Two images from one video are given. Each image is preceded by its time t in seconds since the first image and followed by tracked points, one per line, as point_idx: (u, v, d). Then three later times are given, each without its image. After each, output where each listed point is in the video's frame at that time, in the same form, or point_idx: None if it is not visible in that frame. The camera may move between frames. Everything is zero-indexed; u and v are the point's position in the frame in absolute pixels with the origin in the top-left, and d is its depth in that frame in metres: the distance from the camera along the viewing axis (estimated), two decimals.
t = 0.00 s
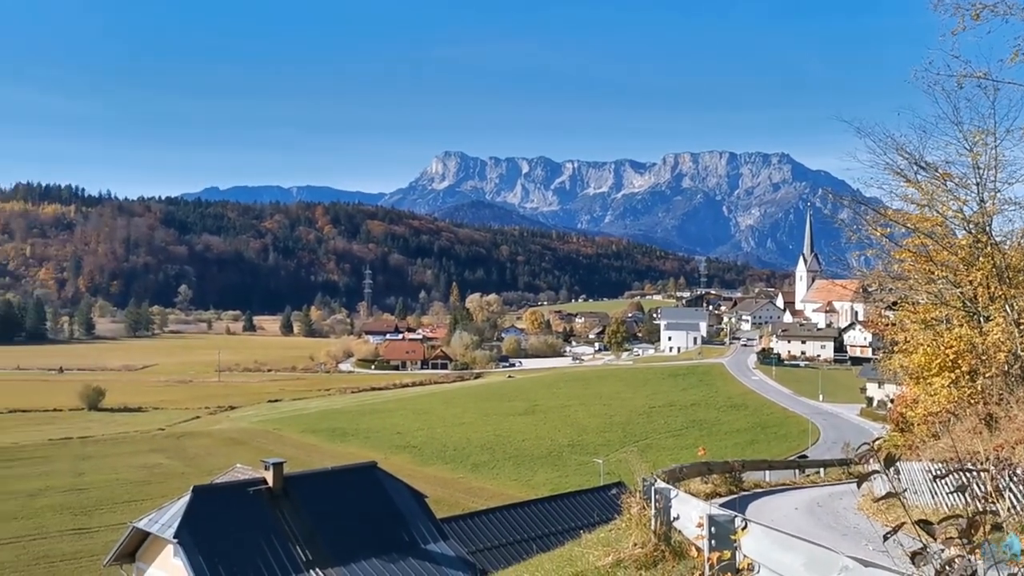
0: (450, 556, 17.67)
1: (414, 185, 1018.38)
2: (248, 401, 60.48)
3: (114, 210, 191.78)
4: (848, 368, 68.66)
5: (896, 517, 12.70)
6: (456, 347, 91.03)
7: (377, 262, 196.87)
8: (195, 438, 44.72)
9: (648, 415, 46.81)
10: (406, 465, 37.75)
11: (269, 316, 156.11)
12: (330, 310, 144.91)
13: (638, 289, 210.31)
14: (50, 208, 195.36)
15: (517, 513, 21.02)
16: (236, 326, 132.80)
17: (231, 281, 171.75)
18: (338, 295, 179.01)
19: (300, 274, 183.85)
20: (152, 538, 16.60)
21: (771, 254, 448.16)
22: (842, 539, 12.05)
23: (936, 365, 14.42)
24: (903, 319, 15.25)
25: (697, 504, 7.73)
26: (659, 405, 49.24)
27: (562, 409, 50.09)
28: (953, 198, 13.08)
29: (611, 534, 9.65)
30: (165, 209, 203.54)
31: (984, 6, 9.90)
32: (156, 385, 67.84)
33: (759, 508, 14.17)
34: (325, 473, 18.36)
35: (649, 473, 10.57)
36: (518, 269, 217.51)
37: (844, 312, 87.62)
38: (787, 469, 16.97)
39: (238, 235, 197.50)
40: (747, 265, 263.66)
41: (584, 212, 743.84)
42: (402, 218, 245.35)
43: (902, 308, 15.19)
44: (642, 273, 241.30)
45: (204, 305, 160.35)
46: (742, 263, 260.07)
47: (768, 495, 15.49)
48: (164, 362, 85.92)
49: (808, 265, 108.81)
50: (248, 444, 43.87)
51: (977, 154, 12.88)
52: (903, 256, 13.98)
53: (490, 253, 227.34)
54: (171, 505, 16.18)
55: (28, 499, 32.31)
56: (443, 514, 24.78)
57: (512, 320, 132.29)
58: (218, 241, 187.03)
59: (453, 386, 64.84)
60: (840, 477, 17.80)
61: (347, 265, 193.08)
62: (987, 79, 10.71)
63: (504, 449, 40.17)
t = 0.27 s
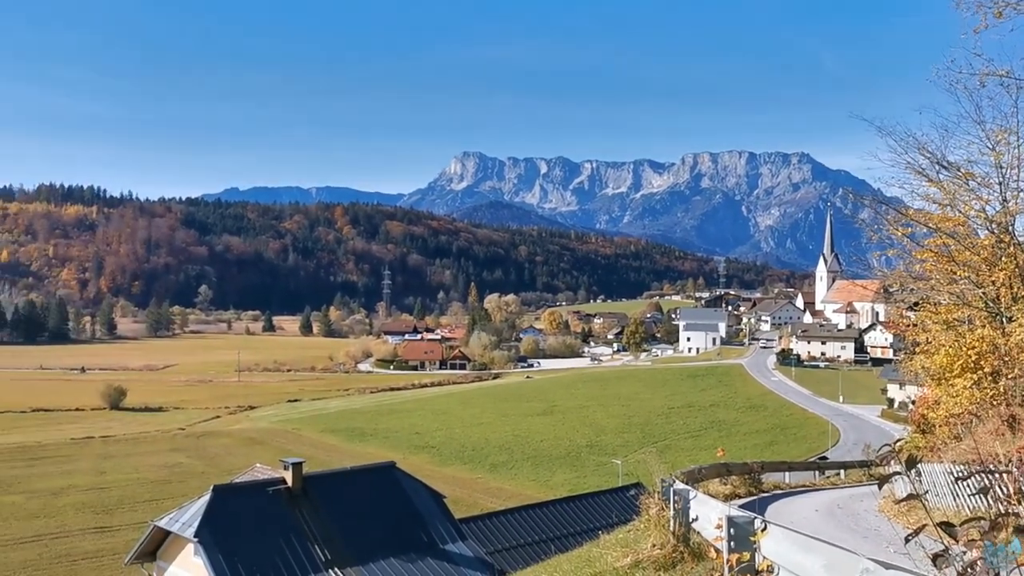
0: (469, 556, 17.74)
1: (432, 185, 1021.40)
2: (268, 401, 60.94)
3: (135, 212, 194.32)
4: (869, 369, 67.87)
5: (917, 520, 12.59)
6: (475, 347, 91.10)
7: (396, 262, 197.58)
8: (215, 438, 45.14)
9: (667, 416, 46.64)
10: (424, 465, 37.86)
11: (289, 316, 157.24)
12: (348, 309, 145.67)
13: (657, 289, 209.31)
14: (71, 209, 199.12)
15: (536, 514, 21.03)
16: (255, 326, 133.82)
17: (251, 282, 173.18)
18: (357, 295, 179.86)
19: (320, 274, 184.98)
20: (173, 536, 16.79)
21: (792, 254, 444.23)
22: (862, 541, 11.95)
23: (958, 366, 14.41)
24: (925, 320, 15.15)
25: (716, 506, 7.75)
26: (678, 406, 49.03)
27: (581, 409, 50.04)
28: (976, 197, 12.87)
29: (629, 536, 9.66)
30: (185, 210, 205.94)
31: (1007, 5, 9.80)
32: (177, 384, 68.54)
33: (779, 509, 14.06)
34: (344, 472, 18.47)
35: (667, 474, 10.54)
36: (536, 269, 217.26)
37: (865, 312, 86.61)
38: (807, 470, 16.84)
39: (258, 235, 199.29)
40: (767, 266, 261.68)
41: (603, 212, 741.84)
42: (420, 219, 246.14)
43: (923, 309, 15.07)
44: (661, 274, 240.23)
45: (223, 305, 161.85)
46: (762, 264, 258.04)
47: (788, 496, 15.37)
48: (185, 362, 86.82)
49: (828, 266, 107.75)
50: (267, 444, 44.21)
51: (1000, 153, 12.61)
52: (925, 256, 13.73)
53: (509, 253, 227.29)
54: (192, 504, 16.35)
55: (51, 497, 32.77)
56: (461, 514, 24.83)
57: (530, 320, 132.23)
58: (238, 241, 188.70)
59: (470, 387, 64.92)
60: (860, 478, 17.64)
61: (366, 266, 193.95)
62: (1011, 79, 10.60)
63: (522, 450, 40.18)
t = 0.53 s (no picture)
0: (486, 555, 17.78)
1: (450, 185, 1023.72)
2: (286, 400, 61.40)
3: (155, 212, 196.83)
4: (889, 369, 67.17)
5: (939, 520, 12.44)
6: (492, 346, 91.19)
7: (414, 262, 198.27)
8: (234, 437, 45.53)
9: (684, 416, 46.46)
10: (442, 464, 37.96)
11: (307, 316, 158.32)
12: (366, 309, 146.49)
13: (675, 289, 208.50)
14: (93, 209, 202.41)
15: (554, 513, 21.03)
16: (274, 325, 134.90)
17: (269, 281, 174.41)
18: (375, 295, 180.73)
19: (338, 274, 185.94)
20: (192, 534, 16.98)
21: (812, 254, 440.75)
22: (883, 543, 11.83)
23: (980, 366, 14.32)
24: (945, 320, 14.75)
25: (735, 506, 7.69)
26: (695, 406, 48.82)
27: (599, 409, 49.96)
28: (998, 196, 12.83)
29: (647, 535, 9.64)
30: (204, 210, 208.27)
31: None
32: (196, 383, 69.20)
33: (798, 510, 13.94)
34: (362, 471, 18.56)
35: (685, 474, 10.51)
36: (554, 269, 217.07)
37: (885, 312, 85.76)
38: (826, 470, 16.71)
39: (276, 235, 201.11)
40: (786, 265, 259.74)
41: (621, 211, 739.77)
42: (438, 218, 246.96)
43: (944, 309, 14.59)
44: (679, 273, 239.32)
45: (242, 304, 163.38)
46: (781, 263, 256.25)
47: (807, 496, 15.25)
48: (204, 361, 87.68)
49: (847, 265, 106.85)
50: (286, 442, 44.54)
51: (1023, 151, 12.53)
52: (947, 255, 13.43)
53: (526, 253, 227.36)
54: (211, 502, 16.53)
55: (73, 494, 33.22)
56: (479, 513, 24.89)
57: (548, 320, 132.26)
58: (257, 241, 190.35)
59: (488, 386, 65.00)
60: (880, 479, 17.47)
61: (384, 265, 194.85)
62: None
63: (539, 449, 40.19)
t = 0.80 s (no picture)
0: (504, 555, 17.85)
1: (467, 184, 1025.12)
2: (304, 399, 61.84)
3: (175, 212, 199.17)
4: (910, 369, 66.45)
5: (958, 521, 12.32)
6: (509, 346, 91.26)
7: (431, 261, 198.80)
8: (252, 435, 45.90)
9: (702, 415, 46.26)
10: (459, 463, 38.07)
11: (325, 315, 159.16)
12: (384, 308, 147.13)
13: (692, 288, 207.53)
14: (113, 209, 205.12)
15: (571, 512, 21.03)
16: (292, 324, 135.87)
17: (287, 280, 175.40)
18: (392, 294, 181.41)
19: (356, 273, 186.69)
20: (211, 532, 17.16)
21: (831, 253, 437.07)
22: (901, 543, 11.75)
23: (1000, 365, 14.10)
24: (966, 319, 14.58)
25: (752, 506, 7.72)
26: (713, 405, 48.58)
27: (615, 408, 49.87)
28: (1020, 194, 12.65)
29: (665, 535, 9.64)
30: (224, 210, 210.44)
31: None
32: (215, 382, 69.82)
33: (816, 510, 13.86)
34: (379, 469, 18.68)
35: (702, 474, 10.52)
36: (571, 268, 216.68)
37: (905, 311, 84.90)
38: (845, 471, 16.58)
39: (294, 234, 202.71)
40: (805, 265, 257.66)
41: (638, 210, 737.19)
42: (455, 217, 247.61)
43: (964, 308, 14.45)
44: (697, 272, 238.22)
45: (260, 302, 164.68)
46: (799, 262, 254.21)
47: (825, 496, 15.16)
48: (223, 359, 88.45)
49: (866, 264, 105.89)
50: (303, 441, 44.85)
51: None
52: (966, 254, 13.30)
53: (543, 252, 227.18)
54: (229, 501, 16.70)
55: (94, 492, 33.66)
56: (497, 512, 24.94)
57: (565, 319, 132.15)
58: (275, 240, 191.83)
59: (504, 385, 65.04)
60: (899, 480, 17.31)
61: (401, 264, 195.54)
62: None
63: (557, 448, 40.18)
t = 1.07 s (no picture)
0: (520, 550, 17.91)
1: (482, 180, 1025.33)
2: (321, 394, 62.22)
3: (192, 208, 201.18)
4: (928, 365, 65.83)
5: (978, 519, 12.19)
6: (525, 341, 91.33)
7: (447, 257, 199.26)
8: (270, 430, 46.28)
9: (718, 411, 46.06)
10: (475, 459, 38.18)
11: (341, 310, 160.05)
12: (400, 304, 147.65)
13: (709, 284, 206.60)
14: (131, 205, 207.43)
15: (587, 508, 21.04)
16: (309, 320, 136.72)
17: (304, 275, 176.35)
18: (408, 290, 182.01)
19: (372, 269, 187.27)
20: (229, 526, 17.32)
21: (849, 247, 433.28)
22: (920, 540, 11.65)
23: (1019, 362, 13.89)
24: (984, 315, 14.39)
25: (769, 501, 7.71)
26: (730, 401, 48.36)
27: (631, 404, 49.78)
28: None
29: (680, 530, 9.65)
30: (241, 206, 212.24)
31: None
32: (233, 377, 70.41)
33: (834, 506, 13.77)
34: (395, 464, 18.79)
35: (718, 469, 10.49)
36: (587, 264, 216.20)
37: (924, 307, 84.12)
38: (862, 467, 16.47)
39: (310, 230, 203.94)
40: (823, 260, 255.69)
41: (654, 206, 734.45)
42: (471, 213, 247.96)
43: (984, 303, 14.25)
44: (713, 268, 237.02)
45: (277, 298, 165.88)
46: (817, 258, 252.25)
47: (843, 493, 15.07)
48: (241, 355, 89.16)
49: (885, 259, 104.91)
50: (320, 436, 45.16)
51: None
52: (986, 250, 13.12)
53: (559, 248, 226.80)
54: (247, 495, 16.85)
55: (113, 485, 34.11)
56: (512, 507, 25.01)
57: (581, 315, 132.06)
58: (292, 236, 193.07)
59: (520, 381, 65.11)
60: (918, 477, 17.14)
61: (417, 260, 196.16)
62: None
63: (573, 444, 40.19)
